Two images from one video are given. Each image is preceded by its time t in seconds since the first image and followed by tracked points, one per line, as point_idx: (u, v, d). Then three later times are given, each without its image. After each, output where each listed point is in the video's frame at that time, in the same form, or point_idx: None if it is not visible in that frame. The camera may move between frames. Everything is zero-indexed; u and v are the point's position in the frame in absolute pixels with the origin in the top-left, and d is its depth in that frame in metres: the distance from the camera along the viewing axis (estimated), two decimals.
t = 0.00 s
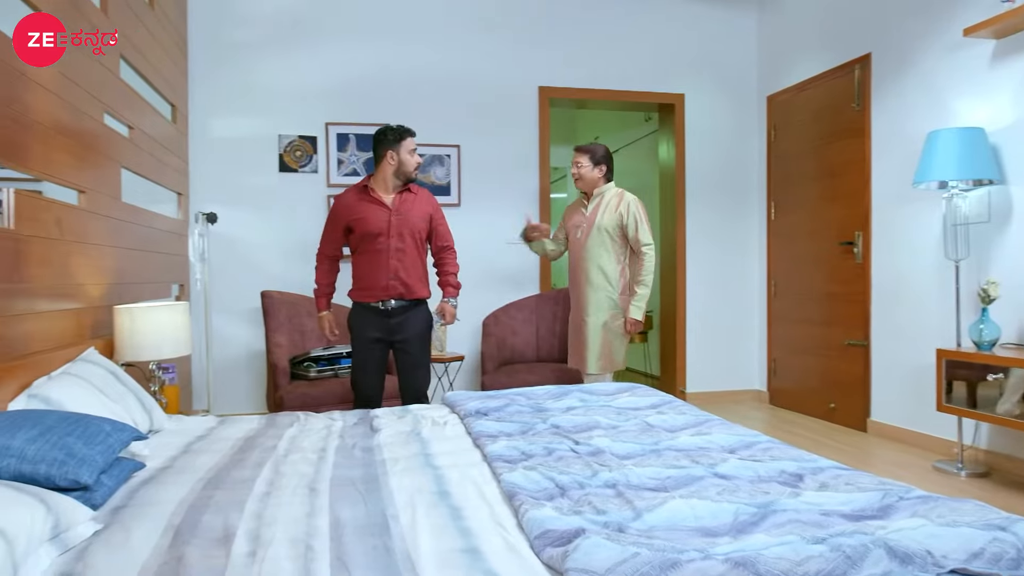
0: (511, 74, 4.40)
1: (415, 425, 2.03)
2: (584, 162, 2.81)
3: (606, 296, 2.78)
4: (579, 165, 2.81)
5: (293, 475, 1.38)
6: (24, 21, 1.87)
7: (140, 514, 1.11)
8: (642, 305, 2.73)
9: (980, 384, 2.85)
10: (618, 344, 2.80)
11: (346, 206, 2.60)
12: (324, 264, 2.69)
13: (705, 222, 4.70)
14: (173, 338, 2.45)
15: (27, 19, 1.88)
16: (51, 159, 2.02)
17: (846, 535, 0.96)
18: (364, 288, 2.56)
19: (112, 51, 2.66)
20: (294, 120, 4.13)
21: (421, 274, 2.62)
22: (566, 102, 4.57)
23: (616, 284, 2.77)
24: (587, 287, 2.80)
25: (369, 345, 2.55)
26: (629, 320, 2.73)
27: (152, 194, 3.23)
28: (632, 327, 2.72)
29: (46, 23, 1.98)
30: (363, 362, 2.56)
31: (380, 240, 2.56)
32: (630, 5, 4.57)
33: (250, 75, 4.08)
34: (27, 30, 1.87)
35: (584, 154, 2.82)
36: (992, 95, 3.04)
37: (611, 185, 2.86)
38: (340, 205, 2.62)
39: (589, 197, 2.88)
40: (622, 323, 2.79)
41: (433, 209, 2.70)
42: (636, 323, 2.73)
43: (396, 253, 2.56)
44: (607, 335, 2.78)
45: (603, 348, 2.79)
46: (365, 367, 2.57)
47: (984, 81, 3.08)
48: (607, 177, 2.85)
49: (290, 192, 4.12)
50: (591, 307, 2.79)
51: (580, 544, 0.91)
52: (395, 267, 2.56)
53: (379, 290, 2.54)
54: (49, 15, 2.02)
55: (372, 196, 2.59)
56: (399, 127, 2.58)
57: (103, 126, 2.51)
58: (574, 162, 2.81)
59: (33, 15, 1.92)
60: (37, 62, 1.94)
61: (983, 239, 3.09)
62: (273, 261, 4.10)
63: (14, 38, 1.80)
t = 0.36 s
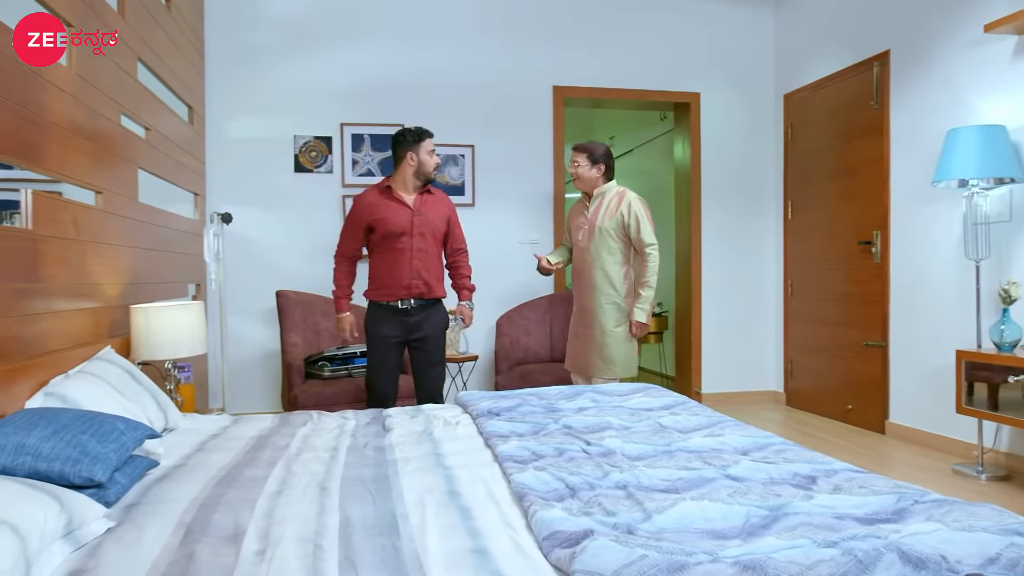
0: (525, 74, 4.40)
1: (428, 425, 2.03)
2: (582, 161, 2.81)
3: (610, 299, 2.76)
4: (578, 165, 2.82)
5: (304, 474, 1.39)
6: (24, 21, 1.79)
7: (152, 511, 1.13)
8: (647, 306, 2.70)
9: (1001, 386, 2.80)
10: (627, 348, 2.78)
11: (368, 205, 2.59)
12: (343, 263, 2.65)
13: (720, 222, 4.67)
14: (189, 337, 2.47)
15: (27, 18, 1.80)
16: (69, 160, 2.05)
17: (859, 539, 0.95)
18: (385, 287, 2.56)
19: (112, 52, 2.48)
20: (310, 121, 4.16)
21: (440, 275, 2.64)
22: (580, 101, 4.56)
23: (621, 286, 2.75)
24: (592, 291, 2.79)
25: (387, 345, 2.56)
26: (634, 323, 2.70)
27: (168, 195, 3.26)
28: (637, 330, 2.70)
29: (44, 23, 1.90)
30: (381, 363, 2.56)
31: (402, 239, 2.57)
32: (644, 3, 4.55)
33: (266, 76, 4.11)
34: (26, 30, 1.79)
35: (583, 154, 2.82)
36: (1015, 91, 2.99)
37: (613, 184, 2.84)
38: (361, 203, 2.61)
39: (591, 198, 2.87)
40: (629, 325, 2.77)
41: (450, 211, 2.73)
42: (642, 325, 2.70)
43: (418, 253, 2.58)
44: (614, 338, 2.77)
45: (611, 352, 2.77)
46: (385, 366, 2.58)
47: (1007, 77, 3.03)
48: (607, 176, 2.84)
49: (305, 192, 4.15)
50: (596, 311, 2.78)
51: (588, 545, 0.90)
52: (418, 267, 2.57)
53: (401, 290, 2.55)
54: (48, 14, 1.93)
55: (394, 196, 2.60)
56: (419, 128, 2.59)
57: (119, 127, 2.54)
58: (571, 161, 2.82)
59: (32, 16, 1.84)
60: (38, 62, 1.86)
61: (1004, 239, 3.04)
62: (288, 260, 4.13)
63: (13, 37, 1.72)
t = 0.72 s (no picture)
0: (536, 73, 4.39)
1: (437, 424, 2.04)
2: (587, 157, 2.79)
3: (612, 298, 2.75)
4: (583, 162, 2.81)
5: (312, 473, 1.40)
6: (23, 20, 1.74)
7: (161, 510, 1.13)
8: (649, 307, 2.71)
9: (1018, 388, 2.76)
10: (627, 349, 2.78)
11: (370, 206, 2.55)
12: (341, 263, 2.55)
13: (732, 221, 4.64)
14: (200, 337, 2.48)
15: (25, 17, 1.75)
16: (82, 161, 2.07)
17: (867, 542, 0.94)
18: (386, 288, 2.58)
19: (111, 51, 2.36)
20: (322, 121, 4.18)
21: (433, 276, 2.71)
22: (592, 101, 4.54)
23: (623, 285, 2.74)
24: (595, 289, 2.78)
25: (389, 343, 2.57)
26: (635, 323, 2.71)
27: (181, 195, 3.29)
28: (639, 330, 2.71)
29: (42, 22, 1.84)
30: (382, 361, 2.56)
31: (402, 241, 2.60)
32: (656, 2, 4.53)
33: (278, 77, 4.14)
34: (26, 29, 1.75)
35: (588, 150, 2.81)
36: None
37: (616, 182, 2.83)
38: (361, 203, 2.55)
39: (594, 196, 2.86)
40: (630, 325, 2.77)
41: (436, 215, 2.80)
42: (643, 326, 2.71)
43: (418, 254, 2.63)
44: (615, 338, 2.76)
45: (611, 352, 2.77)
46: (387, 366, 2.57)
47: None
48: (610, 174, 2.82)
49: (316, 192, 4.17)
50: (597, 310, 2.76)
51: (592, 547, 0.90)
52: (417, 268, 2.63)
53: (401, 290, 2.58)
54: (46, 13, 1.87)
55: (394, 198, 2.61)
56: (416, 133, 2.62)
57: (132, 127, 2.57)
58: (576, 157, 2.80)
59: (31, 15, 1.78)
60: (39, 63, 1.81)
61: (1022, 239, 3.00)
62: (300, 261, 4.15)
63: (12, 36, 1.67)
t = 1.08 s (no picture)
0: (547, 73, 4.39)
1: (446, 424, 2.04)
2: (589, 156, 2.81)
3: (612, 297, 2.76)
4: (585, 162, 2.83)
5: (321, 472, 1.41)
6: (23, 19, 1.69)
7: (170, 508, 1.15)
8: (651, 306, 2.68)
9: None
10: (626, 348, 2.78)
11: (373, 204, 2.57)
12: (346, 262, 2.52)
13: (744, 221, 4.61)
14: (211, 337, 2.50)
15: (26, 17, 1.70)
16: (95, 162, 2.10)
17: (877, 545, 0.93)
18: (392, 284, 2.60)
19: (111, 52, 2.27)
20: (334, 122, 4.20)
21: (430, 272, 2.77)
22: (603, 100, 4.53)
23: (624, 284, 2.74)
24: (595, 289, 2.79)
25: (392, 340, 2.59)
26: (639, 323, 2.69)
27: (194, 196, 3.31)
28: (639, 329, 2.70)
29: (42, 21, 1.78)
30: (386, 358, 2.58)
31: (404, 238, 2.64)
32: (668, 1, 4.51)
33: (291, 78, 4.16)
34: (26, 29, 1.69)
35: (590, 149, 2.81)
36: None
37: (618, 182, 2.84)
38: (364, 201, 2.56)
39: (597, 196, 2.88)
40: (631, 324, 2.76)
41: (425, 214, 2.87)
42: (645, 325, 2.70)
43: (418, 251, 2.69)
44: (615, 336, 2.76)
45: (610, 351, 2.77)
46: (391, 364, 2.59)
47: None
48: (612, 173, 2.83)
49: (328, 192, 4.19)
50: (597, 308, 2.77)
51: (598, 548, 0.90)
52: (418, 264, 2.68)
53: (407, 286, 2.62)
54: (46, 12, 1.81)
55: (393, 197, 2.64)
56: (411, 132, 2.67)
57: (145, 128, 2.59)
58: (578, 157, 2.82)
59: (31, 14, 1.73)
60: (41, 62, 1.76)
61: None
62: (312, 261, 4.17)
63: (11, 35, 1.62)
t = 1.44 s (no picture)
0: (557, 73, 4.38)
1: (454, 424, 2.05)
2: (592, 157, 2.82)
3: (616, 295, 2.76)
4: (588, 163, 2.83)
5: (328, 471, 1.42)
6: (23, 19, 1.65)
7: (178, 506, 1.16)
8: (651, 303, 2.68)
9: None
10: (631, 346, 2.77)
11: (399, 205, 2.59)
12: (372, 262, 2.53)
13: (755, 220, 4.58)
14: (220, 337, 2.51)
15: (25, 17, 1.65)
16: (106, 162, 2.12)
17: (884, 548, 0.93)
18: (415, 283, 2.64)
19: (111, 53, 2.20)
20: (344, 122, 4.22)
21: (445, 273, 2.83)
22: (614, 99, 4.52)
23: (627, 282, 2.74)
24: (599, 288, 2.79)
25: (415, 341, 2.64)
26: (638, 319, 2.69)
27: (205, 196, 3.34)
28: (641, 327, 2.70)
29: (42, 21, 1.73)
30: (406, 359, 2.62)
31: (426, 238, 2.68)
32: None
33: (301, 79, 4.18)
34: (26, 29, 1.65)
35: (593, 150, 2.83)
36: None
37: (622, 182, 2.85)
38: (390, 202, 2.57)
39: (600, 195, 2.88)
40: (634, 322, 2.76)
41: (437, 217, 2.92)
42: (645, 322, 2.69)
43: (438, 251, 2.74)
44: (619, 334, 2.76)
45: (615, 349, 2.76)
46: (410, 363, 2.64)
47: None
48: (615, 173, 2.84)
49: (338, 192, 4.21)
50: (602, 306, 2.77)
51: (602, 549, 0.89)
52: (439, 263, 2.73)
53: (430, 285, 2.67)
54: (44, 12, 1.76)
55: (415, 198, 2.67)
56: (427, 137, 2.74)
57: (156, 129, 2.61)
58: (582, 158, 2.83)
59: (30, 15, 1.68)
60: (41, 62, 1.73)
61: None
62: (321, 260, 4.19)
63: (11, 35, 1.58)
